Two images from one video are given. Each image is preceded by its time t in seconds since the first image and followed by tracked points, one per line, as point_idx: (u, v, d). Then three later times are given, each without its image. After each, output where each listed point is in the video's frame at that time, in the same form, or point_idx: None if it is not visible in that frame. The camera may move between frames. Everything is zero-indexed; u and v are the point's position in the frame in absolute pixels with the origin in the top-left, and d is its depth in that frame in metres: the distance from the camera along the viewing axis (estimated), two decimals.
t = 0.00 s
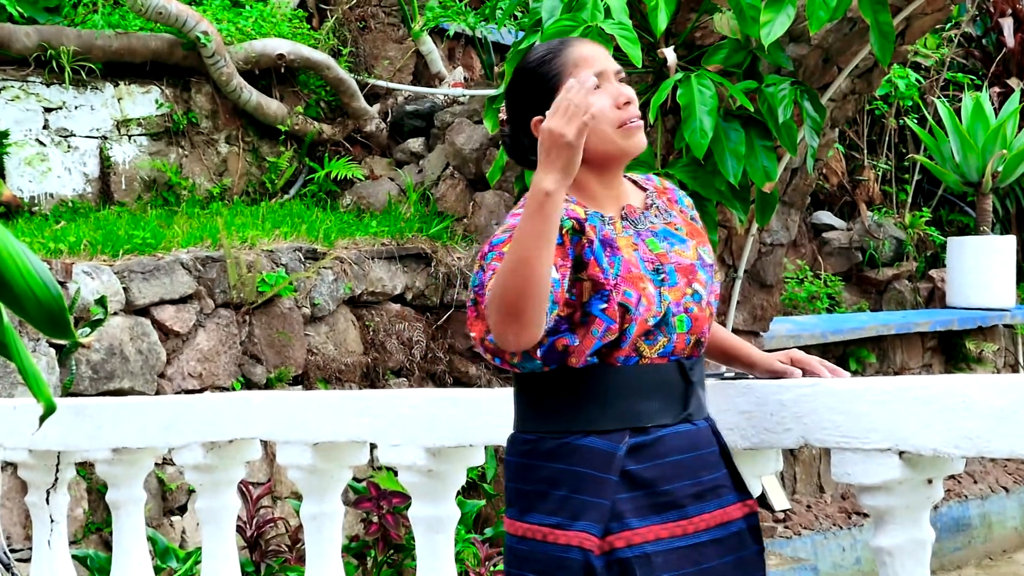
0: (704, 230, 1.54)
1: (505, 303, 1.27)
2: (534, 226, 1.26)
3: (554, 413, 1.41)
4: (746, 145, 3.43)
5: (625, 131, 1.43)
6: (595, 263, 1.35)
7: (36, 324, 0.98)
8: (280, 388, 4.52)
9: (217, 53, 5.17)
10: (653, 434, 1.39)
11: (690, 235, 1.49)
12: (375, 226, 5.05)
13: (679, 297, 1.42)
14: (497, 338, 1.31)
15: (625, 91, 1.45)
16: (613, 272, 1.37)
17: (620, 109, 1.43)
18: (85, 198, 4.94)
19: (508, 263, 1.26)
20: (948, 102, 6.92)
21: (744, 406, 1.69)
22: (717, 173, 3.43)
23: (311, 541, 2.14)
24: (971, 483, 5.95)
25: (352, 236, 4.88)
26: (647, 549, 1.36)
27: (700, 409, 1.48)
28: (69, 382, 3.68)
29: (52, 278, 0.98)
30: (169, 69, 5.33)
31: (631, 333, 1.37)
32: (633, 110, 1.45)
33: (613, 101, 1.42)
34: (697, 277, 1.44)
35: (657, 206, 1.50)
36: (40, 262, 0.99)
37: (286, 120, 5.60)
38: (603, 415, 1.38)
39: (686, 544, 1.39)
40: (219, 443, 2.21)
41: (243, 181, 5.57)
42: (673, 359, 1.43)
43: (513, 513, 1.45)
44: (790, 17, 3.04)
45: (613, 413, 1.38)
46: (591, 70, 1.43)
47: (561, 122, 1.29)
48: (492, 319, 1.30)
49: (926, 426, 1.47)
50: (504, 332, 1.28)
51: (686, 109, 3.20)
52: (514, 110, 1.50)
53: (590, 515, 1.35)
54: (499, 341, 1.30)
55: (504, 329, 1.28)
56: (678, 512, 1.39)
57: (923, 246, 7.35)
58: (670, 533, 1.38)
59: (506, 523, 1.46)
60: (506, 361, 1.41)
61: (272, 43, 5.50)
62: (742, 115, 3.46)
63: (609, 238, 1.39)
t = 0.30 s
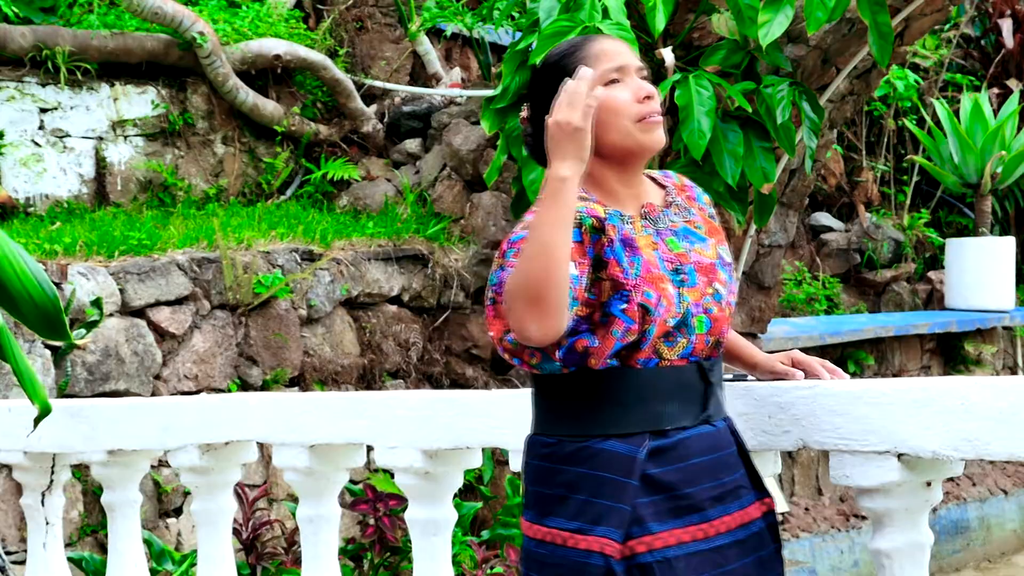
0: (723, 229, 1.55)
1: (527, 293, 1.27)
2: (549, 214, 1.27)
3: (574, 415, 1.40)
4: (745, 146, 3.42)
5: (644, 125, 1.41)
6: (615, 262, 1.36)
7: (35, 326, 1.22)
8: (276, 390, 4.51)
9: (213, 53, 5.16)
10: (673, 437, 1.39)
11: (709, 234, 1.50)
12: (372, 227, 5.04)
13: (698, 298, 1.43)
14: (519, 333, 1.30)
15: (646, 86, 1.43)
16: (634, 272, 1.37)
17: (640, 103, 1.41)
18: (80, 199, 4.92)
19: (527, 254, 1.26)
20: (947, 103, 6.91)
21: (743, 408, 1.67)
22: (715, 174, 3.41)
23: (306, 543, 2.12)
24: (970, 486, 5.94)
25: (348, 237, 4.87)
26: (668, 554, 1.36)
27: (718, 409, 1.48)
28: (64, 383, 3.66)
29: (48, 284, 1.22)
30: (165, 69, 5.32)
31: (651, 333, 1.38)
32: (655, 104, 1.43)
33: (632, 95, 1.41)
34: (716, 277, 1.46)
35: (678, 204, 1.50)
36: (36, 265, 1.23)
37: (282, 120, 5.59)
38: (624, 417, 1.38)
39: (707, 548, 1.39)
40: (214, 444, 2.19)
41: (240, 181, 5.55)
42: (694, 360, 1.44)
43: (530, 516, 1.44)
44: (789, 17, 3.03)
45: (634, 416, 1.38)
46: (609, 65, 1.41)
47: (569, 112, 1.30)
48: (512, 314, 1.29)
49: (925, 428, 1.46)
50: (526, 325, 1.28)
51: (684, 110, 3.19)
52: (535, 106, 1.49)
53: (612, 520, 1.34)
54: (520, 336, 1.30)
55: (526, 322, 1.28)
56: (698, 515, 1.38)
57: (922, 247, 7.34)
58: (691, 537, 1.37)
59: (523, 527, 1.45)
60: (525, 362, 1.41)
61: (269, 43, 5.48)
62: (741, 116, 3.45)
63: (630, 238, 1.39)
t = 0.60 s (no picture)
0: (743, 230, 1.55)
1: (561, 286, 1.25)
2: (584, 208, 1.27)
3: (602, 417, 1.39)
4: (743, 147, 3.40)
5: (673, 127, 1.41)
6: (646, 261, 1.35)
7: (30, 326, 1.14)
8: (272, 392, 4.50)
9: (210, 53, 5.15)
10: (702, 439, 1.38)
11: (730, 236, 1.50)
12: (368, 228, 5.04)
13: (726, 298, 1.42)
14: (554, 330, 1.27)
15: (678, 89, 1.44)
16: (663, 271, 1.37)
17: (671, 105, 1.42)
18: (77, 200, 4.91)
19: (562, 247, 1.25)
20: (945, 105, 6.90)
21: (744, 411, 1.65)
22: (714, 176, 3.40)
23: (304, 546, 2.11)
24: (969, 489, 5.94)
25: (345, 238, 4.87)
26: (699, 555, 1.35)
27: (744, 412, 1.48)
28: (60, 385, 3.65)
29: (46, 284, 1.14)
30: (162, 70, 5.30)
31: (681, 333, 1.37)
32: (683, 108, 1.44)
33: (665, 97, 1.41)
34: (742, 277, 1.46)
35: (700, 205, 1.50)
36: (34, 266, 1.15)
37: (279, 121, 5.57)
38: (653, 418, 1.37)
39: (735, 550, 1.38)
40: (211, 446, 2.17)
41: (236, 183, 5.54)
42: (721, 361, 1.43)
43: (556, 519, 1.43)
44: (787, 18, 3.02)
45: (664, 417, 1.37)
46: (642, 63, 1.41)
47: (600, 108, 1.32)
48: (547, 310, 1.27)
49: (924, 431, 1.45)
50: (562, 319, 1.25)
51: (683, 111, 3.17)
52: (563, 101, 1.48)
53: (643, 522, 1.33)
54: (556, 333, 1.27)
55: (562, 316, 1.25)
56: (728, 517, 1.38)
57: (921, 249, 7.33)
58: (721, 539, 1.37)
59: (549, 530, 1.44)
60: (553, 362, 1.41)
61: (266, 44, 5.46)
62: (739, 118, 3.44)
63: (658, 237, 1.38)
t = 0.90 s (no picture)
0: (761, 242, 1.57)
1: (606, 285, 1.25)
2: (633, 206, 1.26)
3: (617, 419, 1.40)
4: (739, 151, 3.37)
5: (697, 132, 1.42)
6: (665, 256, 1.36)
7: (27, 329, 1.16)
8: (266, 395, 4.49)
9: (203, 55, 5.14)
10: (716, 443, 1.39)
11: (748, 246, 1.51)
12: (362, 231, 5.04)
13: (741, 303, 1.43)
14: (594, 325, 1.28)
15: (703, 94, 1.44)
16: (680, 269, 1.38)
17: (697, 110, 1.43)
18: (70, 201, 4.91)
19: (609, 248, 1.25)
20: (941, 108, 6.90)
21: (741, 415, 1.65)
22: (709, 179, 3.40)
23: (297, 549, 2.10)
24: (964, 492, 5.94)
25: (339, 241, 4.87)
26: (712, 559, 1.35)
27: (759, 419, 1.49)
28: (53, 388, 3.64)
29: (41, 286, 1.15)
30: (156, 71, 5.29)
31: (696, 332, 1.38)
32: (710, 114, 1.44)
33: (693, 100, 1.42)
34: (758, 284, 1.47)
35: (714, 218, 1.53)
36: (29, 269, 1.17)
37: (273, 123, 5.57)
38: (668, 421, 1.38)
39: (752, 555, 1.38)
40: (205, 449, 2.16)
41: (230, 184, 5.53)
42: (736, 367, 1.43)
43: (570, 522, 1.44)
44: (782, 21, 3.01)
45: (679, 420, 1.38)
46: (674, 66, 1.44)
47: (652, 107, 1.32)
48: (589, 305, 1.28)
49: (918, 434, 1.46)
50: (604, 316, 1.26)
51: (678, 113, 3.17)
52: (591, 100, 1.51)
53: (656, 524, 1.33)
54: (596, 328, 1.28)
55: (604, 313, 1.26)
56: (742, 522, 1.38)
57: (916, 252, 7.34)
58: (735, 543, 1.36)
59: (563, 533, 1.45)
60: (568, 362, 1.43)
61: (260, 45, 5.45)
62: (734, 121, 3.43)
63: (676, 238, 1.40)
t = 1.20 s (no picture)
0: (790, 245, 1.55)
1: (589, 318, 1.27)
2: (627, 241, 1.25)
3: (616, 420, 1.41)
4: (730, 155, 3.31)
5: (712, 131, 1.44)
6: (655, 258, 1.38)
7: (19, 330, 1.13)
8: (257, 397, 4.49)
9: (196, 57, 5.15)
10: (715, 445, 1.38)
11: (768, 250, 1.50)
12: (354, 233, 5.04)
13: (747, 305, 1.42)
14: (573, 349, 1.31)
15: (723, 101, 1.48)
16: (674, 271, 1.38)
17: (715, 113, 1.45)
18: (62, 203, 4.90)
19: (593, 280, 1.26)
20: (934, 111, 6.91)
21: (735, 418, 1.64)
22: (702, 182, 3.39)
23: (289, 551, 2.10)
24: (955, 496, 5.95)
25: (331, 243, 4.87)
26: (706, 561, 1.34)
27: (770, 423, 1.45)
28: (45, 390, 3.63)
29: (34, 287, 1.13)
30: (148, 73, 5.28)
31: (691, 334, 1.38)
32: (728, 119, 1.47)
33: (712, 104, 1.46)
34: (770, 288, 1.45)
35: (735, 223, 1.52)
36: (20, 270, 1.14)
37: (265, 125, 5.57)
38: (663, 422, 1.38)
39: (748, 557, 1.36)
40: (196, 452, 2.16)
41: (222, 187, 5.53)
42: (741, 368, 1.42)
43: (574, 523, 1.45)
44: (776, 25, 3.01)
45: (675, 422, 1.38)
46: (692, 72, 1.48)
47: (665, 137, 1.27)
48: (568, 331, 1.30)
49: (910, 438, 1.46)
50: (583, 346, 1.29)
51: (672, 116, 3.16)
52: (615, 106, 1.56)
53: (647, 524, 1.34)
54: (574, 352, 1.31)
55: (582, 344, 1.29)
56: (740, 525, 1.36)
57: (908, 256, 7.36)
58: (731, 546, 1.35)
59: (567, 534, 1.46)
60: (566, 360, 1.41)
61: (253, 48, 5.44)
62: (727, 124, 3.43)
63: (675, 239, 1.41)
